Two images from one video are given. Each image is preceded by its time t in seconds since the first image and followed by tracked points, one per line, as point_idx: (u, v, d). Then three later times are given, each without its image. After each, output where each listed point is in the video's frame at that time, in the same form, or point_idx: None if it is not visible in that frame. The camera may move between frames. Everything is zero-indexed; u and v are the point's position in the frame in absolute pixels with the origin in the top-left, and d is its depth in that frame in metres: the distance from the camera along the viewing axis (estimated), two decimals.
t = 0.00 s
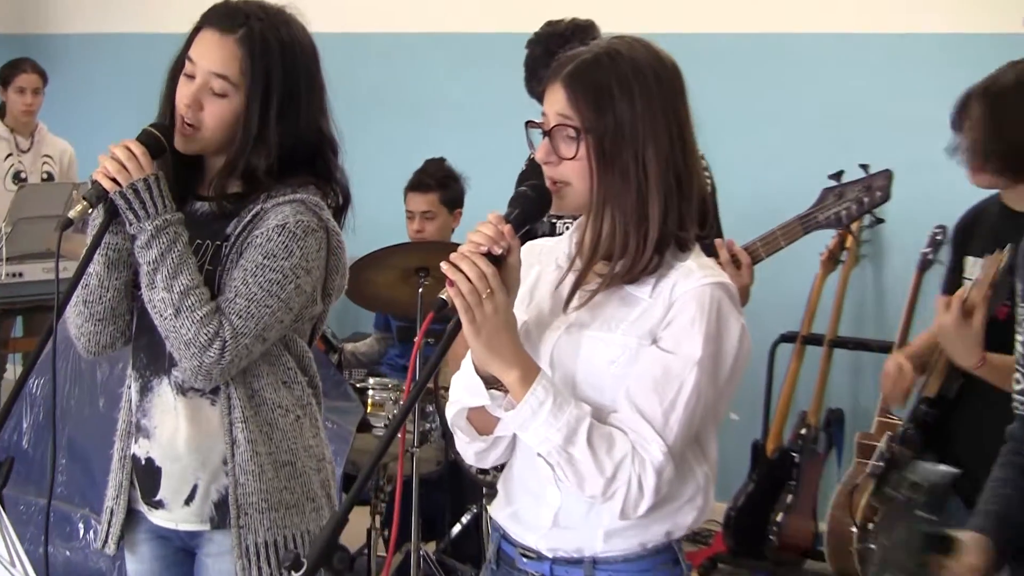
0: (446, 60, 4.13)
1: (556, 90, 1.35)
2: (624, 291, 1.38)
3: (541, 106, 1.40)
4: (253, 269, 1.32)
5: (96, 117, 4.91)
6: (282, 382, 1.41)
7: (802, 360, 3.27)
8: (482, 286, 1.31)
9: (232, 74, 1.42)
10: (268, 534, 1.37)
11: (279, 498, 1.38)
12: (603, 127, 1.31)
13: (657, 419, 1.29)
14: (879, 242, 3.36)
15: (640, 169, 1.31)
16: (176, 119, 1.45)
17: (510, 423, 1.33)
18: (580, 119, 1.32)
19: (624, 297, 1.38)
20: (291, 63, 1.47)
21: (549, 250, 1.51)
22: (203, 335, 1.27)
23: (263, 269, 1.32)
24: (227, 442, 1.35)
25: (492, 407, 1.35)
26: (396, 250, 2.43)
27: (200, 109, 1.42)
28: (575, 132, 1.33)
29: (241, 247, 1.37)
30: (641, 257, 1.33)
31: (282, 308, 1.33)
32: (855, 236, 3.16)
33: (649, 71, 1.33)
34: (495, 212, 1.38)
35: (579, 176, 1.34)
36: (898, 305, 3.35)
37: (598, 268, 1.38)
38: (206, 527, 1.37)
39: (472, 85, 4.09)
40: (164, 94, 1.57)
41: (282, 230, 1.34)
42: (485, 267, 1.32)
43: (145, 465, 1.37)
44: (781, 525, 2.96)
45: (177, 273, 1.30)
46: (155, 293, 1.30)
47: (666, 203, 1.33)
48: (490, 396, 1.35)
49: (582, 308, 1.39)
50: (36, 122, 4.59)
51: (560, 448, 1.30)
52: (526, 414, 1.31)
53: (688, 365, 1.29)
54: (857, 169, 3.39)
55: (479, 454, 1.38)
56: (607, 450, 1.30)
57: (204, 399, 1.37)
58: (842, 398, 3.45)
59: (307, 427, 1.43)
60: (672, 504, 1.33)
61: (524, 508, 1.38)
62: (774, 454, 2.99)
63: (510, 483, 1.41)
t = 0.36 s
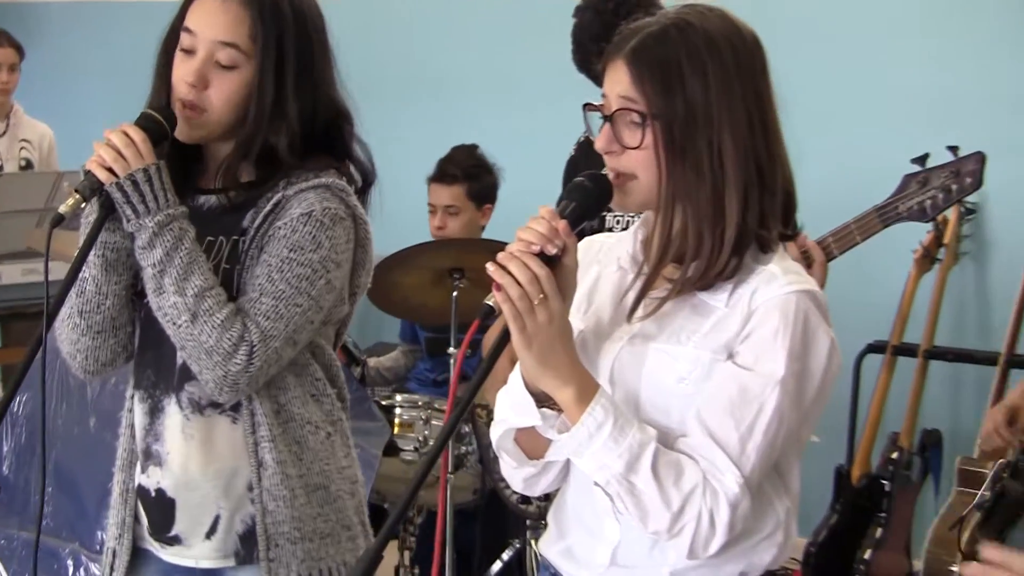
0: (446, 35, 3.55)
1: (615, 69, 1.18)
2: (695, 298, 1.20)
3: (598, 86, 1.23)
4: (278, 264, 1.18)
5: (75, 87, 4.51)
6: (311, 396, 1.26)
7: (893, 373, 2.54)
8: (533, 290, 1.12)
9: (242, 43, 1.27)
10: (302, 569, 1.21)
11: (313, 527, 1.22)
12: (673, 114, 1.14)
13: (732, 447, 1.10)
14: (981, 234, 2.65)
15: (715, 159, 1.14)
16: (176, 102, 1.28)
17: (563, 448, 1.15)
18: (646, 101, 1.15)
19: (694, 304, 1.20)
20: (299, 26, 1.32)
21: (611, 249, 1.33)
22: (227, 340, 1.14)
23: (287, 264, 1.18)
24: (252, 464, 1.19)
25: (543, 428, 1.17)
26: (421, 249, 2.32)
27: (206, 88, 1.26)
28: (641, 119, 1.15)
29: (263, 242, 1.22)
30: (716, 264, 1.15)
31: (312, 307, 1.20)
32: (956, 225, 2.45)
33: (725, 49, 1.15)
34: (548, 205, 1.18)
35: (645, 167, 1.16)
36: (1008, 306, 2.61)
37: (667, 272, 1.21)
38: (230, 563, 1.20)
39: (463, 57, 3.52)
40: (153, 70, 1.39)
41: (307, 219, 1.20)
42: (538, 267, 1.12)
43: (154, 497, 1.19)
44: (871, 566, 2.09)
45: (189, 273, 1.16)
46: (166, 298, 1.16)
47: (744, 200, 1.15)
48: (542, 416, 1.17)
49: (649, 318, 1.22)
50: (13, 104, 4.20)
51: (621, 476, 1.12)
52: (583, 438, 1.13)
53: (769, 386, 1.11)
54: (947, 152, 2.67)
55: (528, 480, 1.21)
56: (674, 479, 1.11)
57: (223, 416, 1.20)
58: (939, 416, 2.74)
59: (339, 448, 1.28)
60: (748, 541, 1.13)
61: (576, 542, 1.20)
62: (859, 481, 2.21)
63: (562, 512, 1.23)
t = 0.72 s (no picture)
0: (496, 35, 3.55)
1: (688, 70, 1.18)
2: (763, 307, 1.19)
3: (667, 86, 1.23)
4: (349, 262, 1.20)
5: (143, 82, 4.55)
6: (378, 397, 1.31)
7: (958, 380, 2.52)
8: (600, 298, 1.10)
9: (290, 28, 1.26)
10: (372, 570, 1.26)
11: (382, 528, 1.28)
12: (748, 116, 1.14)
13: (800, 456, 1.09)
14: None
15: (789, 162, 1.14)
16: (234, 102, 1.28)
17: (630, 456, 1.14)
18: (721, 103, 1.15)
19: (762, 312, 1.19)
20: (343, 10, 1.31)
21: (672, 258, 1.34)
22: (300, 337, 1.16)
23: (360, 261, 1.20)
24: (321, 465, 1.25)
25: (609, 437, 1.17)
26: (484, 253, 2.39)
27: (264, 84, 1.25)
28: (715, 117, 1.15)
29: (333, 241, 1.24)
30: (788, 267, 1.15)
31: (384, 305, 1.22)
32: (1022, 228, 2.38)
33: (794, 53, 1.16)
34: (613, 211, 1.17)
35: (716, 170, 1.16)
36: None
37: (737, 278, 1.21)
38: (300, 564, 1.26)
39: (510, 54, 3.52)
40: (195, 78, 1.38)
41: (377, 216, 1.22)
42: (606, 274, 1.11)
43: (223, 498, 1.25)
44: None
45: (258, 271, 1.19)
46: (235, 298, 1.18)
47: (816, 201, 1.15)
48: (608, 424, 1.17)
49: (715, 326, 1.22)
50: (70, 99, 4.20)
51: (689, 485, 1.11)
52: (650, 446, 1.12)
53: (838, 394, 1.10)
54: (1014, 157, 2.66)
55: (592, 489, 1.20)
56: (742, 488, 1.10)
57: (292, 416, 1.26)
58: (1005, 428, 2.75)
59: (406, 448, 1.33)
60: (818, 550, 1.13)
61: (641, 553, 1.20)
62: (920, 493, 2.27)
63: (627, 524, 1.23)
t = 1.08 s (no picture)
0: (559, 40, 3.55)
1: (768, 78, 1.18)
2: (841, 314, 1.19)
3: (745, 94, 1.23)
4: (425, 275, 1.20)
5: (205, 84, 4.55)
6: (451, 409, 1.29)
7: None
8: (680, 304, 1.10)
9: (361, 33, 1.27)
10: None
11: (449, 542, 1.26)
12: (827, 122, 1.14)
13: (881, 464, 1.09)
14: None
15: (868, 168, 1.13)
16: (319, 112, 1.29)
17: (710, 464, 1.14)
18: (800, 109, 1.14)
19: (840, 320, 1.19)
20: (418, 11, 1.30)
21: (750, 266, 1.34)
22: (369, 349, 1.17)
23: (435, 275, 1.20)
24: (389, 477, 1.24)
25: (687, 445, 1.17)
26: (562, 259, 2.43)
27: (345, 92, 1.26)
28: (795, 124, 1.15)
29: (410, 253, 1.24)
30: (866, 273, 1.14)
31: (458, 320, 1.21)
32: None
33: (875, 59, 1.15)
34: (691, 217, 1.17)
35: (794, 178, 1.15)
36: None
37: (816, 286, 1.20)
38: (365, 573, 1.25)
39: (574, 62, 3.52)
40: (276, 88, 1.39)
41: (456, 230, 1.22)
42: (686, 280, 1.11)
43: (293, 503, 1.25)
44: None
45: (331, 281, 1.19)
46: (308, 306, 1.19)
47: (896, 208, 1.14)
48: (686, 433, 1.17)
49: (794, 333, 1.22)
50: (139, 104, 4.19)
51: (770, 493, 1.11)
52: (731, 453, 1.12)
53: (919, 401, 1.09)
54: None
55: (670, 498, 1.21)
56: (824, 496, 1.10)
57: (363, 426, 1.25)
58: None
59: (478, 460, 1.30)
60: (899, 559, 1.14)
61: (720, 561, 1.20)
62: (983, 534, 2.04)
63: (704, 532, 1.23)
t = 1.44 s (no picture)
0: (616, 49, 3.56)
1: (831, 87, 1.17)
2: (907, 324, 1.18)
3: (811, 104, 1.22)
4: (484, 290, 1.20)
5: (260, 96, 4.56)
6: (511, 423, 1.28)
7: None
8: (743, 315, 1.08)
9: (426, 37, 1.27)
10: None
11: (508, 556, 1.25)
12: (892, 130, 1.13)
13: (947, 477, 1.08)
14: None
15: (932, 177, 1.13)
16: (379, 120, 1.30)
17: (774, 476, 1.13)
18: (864, 119, 1.14)
19: (906, 330, 1.18)
20: (483, 18, 1.31)
21: (814, 278, 1.33)
22: (427, 363, 1.16)
23: (495, 290, 1.20)
24: (448, 491, 1.23)
25: (751, 458, 1.16)
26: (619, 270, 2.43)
27: (405, 97, 1.26)
28: (859, 134, 1.14)
29: (471, 267, 1.24)
30: (930, 284, 1.13)
31: (518, 335, 1.20)
32: None
33: (943, 67, 1.15)
34: (754, 227, 1.16)
35: (857, 188, 1.14)
36: None
37: (880, 297, 1.19)
38: None
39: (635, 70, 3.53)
40: (341, 94, 1.39)
41: (517, 244, 1.21)
42: (749, 291, 1.09)
43: (353, 515, 1.25)
44: None
45: (391, 293, 1.19)
46: (368, 318, 1.19)
47: (961, 217, 1.13)
48: (750, 444, 1.17)
49: (858, 344, 1.21)
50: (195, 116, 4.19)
51: (833, 506, 1.10)
52: (794, 466, 1.11)
53: (984, 412, 1.08)
54: None
55: (734, 509, 1.21)
56: (888, 509, 1.09)
57: (422, 440, 1.25)
58: None
59: (539, 474, 1.29)
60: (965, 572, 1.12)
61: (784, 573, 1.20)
62: None
63: (768, 542, 1.23)
